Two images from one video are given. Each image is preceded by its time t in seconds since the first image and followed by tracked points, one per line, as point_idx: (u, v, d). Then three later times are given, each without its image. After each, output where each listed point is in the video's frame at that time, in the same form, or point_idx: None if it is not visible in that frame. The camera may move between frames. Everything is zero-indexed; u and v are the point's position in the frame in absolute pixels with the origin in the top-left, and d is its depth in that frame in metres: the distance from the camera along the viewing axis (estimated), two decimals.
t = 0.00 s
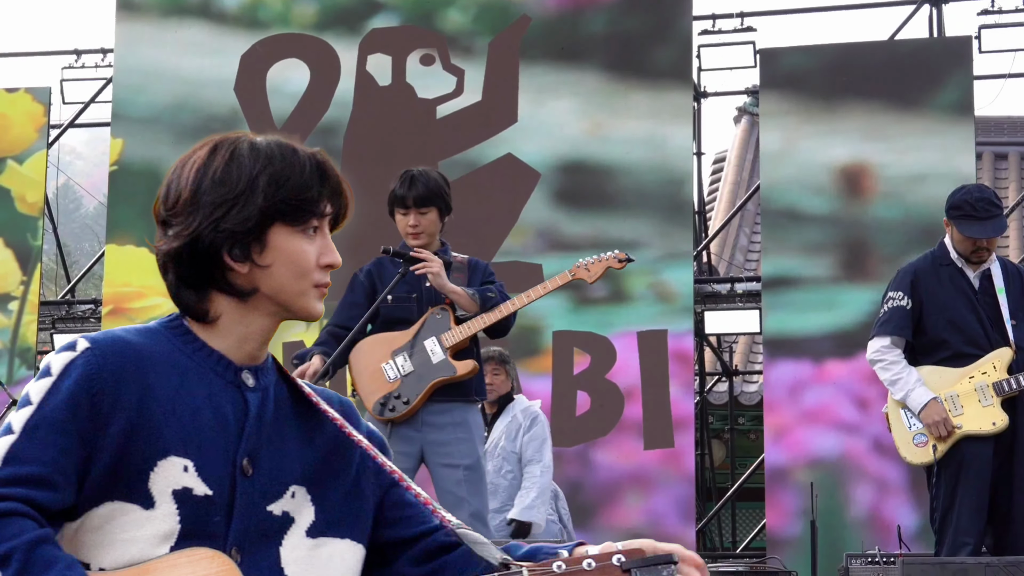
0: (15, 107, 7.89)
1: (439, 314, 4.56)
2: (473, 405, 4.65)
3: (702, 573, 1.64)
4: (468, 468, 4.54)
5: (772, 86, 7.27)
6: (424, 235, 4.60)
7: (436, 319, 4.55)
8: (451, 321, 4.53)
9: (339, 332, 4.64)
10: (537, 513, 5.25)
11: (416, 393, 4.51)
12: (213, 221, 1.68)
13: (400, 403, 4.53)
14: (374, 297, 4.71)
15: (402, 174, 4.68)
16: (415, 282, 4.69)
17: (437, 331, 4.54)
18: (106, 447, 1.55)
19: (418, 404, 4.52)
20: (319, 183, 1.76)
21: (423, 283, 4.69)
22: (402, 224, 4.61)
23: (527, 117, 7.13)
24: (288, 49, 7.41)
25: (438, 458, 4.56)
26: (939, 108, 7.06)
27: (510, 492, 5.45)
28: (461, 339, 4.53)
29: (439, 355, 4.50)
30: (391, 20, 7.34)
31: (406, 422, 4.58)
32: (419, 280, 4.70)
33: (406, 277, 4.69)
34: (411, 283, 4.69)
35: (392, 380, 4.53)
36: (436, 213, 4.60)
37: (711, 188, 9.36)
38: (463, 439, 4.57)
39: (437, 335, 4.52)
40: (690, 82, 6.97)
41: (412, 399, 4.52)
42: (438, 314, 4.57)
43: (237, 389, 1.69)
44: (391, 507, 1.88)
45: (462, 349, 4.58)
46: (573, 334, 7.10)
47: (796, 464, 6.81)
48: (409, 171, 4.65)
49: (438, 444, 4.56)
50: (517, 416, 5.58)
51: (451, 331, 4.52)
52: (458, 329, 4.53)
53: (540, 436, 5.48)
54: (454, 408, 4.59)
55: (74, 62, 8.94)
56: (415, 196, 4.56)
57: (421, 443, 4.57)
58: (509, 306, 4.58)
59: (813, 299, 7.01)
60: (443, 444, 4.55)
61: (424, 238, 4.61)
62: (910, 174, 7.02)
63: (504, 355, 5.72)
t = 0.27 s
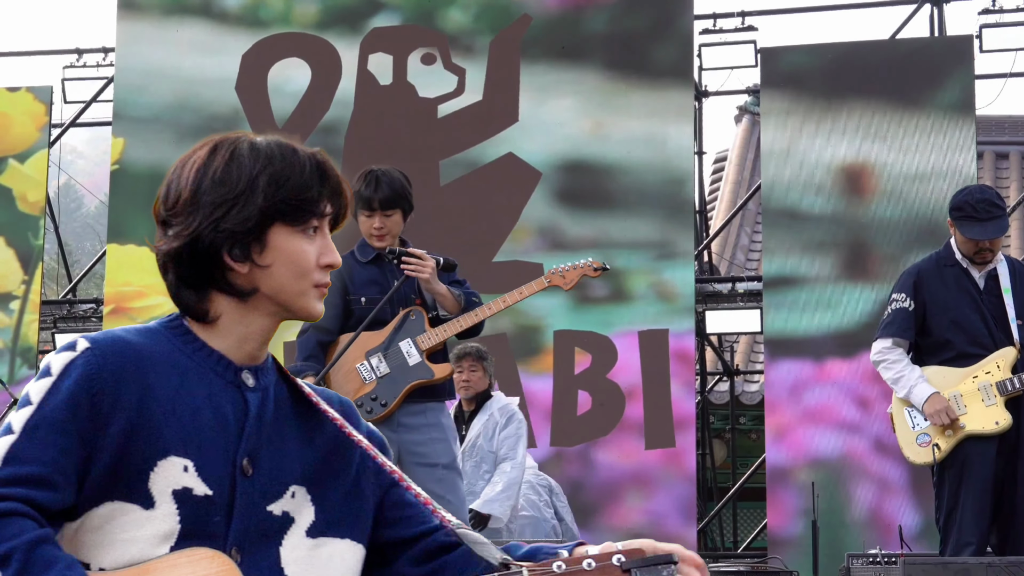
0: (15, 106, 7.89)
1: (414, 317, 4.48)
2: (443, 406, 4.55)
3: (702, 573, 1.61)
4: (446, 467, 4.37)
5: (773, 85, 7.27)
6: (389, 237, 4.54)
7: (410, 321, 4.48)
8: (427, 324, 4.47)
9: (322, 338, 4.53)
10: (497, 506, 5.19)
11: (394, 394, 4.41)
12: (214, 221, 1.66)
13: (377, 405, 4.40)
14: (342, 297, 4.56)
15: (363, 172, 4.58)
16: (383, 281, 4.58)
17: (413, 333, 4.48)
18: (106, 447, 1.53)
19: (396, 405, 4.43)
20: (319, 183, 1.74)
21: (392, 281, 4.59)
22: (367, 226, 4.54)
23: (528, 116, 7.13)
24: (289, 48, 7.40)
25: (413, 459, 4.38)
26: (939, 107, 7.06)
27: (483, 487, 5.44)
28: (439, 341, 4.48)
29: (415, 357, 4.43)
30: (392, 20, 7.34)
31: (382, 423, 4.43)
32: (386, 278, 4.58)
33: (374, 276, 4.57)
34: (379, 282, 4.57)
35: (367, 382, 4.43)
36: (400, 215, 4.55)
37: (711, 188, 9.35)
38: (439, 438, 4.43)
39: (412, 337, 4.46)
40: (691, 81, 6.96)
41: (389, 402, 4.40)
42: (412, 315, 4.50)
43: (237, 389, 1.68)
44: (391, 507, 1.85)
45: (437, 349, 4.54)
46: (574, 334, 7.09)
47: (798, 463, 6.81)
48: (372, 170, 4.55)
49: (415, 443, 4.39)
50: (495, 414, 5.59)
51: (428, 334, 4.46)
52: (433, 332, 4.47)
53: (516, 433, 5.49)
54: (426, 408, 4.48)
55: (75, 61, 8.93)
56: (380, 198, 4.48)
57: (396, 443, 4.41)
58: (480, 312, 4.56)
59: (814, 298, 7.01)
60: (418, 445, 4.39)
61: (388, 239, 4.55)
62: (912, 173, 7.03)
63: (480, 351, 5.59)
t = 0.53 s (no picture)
0: (20, 106, 7.91)
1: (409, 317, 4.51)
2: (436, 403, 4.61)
3: (702, 572, 1.66)
4: (444, 465, 4.47)
5: (777, 83, 7.25)
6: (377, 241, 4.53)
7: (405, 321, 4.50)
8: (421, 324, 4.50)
9: (314, 348, 4.48)
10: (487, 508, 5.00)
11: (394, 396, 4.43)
12: (213, 221, 1.69)
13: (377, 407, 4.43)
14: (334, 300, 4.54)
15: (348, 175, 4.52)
16: (374, 281, 4.57)
17: (408, 333, 4.50)
18: (106, 447, 1.56)
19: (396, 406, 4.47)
20: (319, 183, 1.77)
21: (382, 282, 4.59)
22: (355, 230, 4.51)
23: (531, 115, 7.13)
24: (294, 47, 7.41)
25: (412, 458, 4.47)
26: (944, 105, 7.03)
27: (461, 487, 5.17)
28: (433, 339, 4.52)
29: (413, 357, 4.45)
30: (396, 18, 7.34)
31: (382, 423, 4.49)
32: (377, 279, 4.58)
33: (365, 278, 4.56)
34: (371, 283, 4.57)
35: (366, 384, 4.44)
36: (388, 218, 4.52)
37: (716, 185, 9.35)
38: (435, 436, 4.51)
39: (408, 338, 4.48)
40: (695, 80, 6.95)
41: (390, 403, 4.43)
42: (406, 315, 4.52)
43: (236, 389, 1.70)
44: (390, 506, 1.88)
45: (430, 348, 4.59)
46: (577, 333, 7.08)
47: (803, 462, 6.81)
48: (358, 173, 4.49)
49: (413, 443, 4.47)
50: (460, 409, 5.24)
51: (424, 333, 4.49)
52: (426, 332, 4.49)
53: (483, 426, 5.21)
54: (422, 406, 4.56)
55: (79, 60, 8.94)
56: (370, 204, 4.43)
57: (395, 443, 4.48)
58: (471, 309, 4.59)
59: (819, 297, 7.01)
60: (416, 444, 4.47)
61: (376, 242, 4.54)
62: (918, 172, 6.99)
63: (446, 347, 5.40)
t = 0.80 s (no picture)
0: (96, 104, 7.75)
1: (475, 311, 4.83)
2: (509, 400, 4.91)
3: (701, 571, 1.85)
4: (517, 461, 4.79)
5: (852, 76, 7.17)
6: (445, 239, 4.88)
7: (472, 316, 4.82)
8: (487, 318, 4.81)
9: (380, 343, 4.85)
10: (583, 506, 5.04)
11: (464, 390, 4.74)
12: (214, 221, 1.84)
13: (446, 404, 4.73)
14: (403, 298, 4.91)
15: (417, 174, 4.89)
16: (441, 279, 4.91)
17: (474, 328, 4.80)
18: (106, 447, 1.72)
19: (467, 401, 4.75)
20: (319, 184, 1.92)
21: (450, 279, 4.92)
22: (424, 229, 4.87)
23: (602, 111, 7.08)
24: (364, 45, 7.41)
25: (486, 453, 4.79)
26: (1020, 99, 6.97)
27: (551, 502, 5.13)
28: (501, 334, 4.82)
29: (480, 353, 4.77)
30: (466, 16, 7.33)
31: (456, 419, 4.78)
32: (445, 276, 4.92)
33: (433, 275, 4.91)
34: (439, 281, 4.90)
35: (435, 381, 4.75)
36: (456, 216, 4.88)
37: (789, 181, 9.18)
38: (507, 433, 4.82)
39: (473, 333, 4.79)
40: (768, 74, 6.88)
41: (459, 400, 4.73)
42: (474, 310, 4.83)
43: (236, 389, 1.86)
44: (390, 507, 2.10)
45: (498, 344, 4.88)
46: (653, 329, 7.01)
47: (881, 459, 6.70)
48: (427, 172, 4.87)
49: (486, 439, 4.79)
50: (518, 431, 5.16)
51: (489, 328, 4.80)
52: (494, 327, 4.81)
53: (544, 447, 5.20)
54: (494, 405, 4.84)
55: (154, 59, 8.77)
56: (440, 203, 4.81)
57: (469, 439, 4.79)
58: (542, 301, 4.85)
59: (895, 292, 6.89)
60: (491, 440, 4.79)
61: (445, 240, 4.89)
62: (993, 166, 6.91)
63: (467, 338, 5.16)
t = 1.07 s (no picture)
0: (174, 103, 7.72)
1: (545, 308, 4.33)
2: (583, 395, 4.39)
3: (703, 573, 1.60)
4: (589, 457, 4.25)
5: (928, 72, 7.16)
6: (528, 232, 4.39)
7: (541, 312, 4.32)
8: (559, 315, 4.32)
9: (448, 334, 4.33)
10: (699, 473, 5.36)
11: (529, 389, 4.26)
12: (213, 221, 1.65)
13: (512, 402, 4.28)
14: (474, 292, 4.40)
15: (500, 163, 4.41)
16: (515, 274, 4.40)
17: (545, 326, 4.31)
18: (106, 447, 1.53)
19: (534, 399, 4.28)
20: (319, 184, 1.73)
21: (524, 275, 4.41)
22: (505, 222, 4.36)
23: (676, 107, 7.09)
24: (438, 42, 7.48)
25: (555, 450, 4.28)
26: None
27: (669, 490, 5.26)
28: (572, 333, 4.32)
29: (549, 351, 4.27)
30: (540, 11, 7.36)
31: (524, 414, 4.31)
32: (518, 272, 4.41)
33: (507, 270, 4.39)
34: (513, 275, 4.40)
35: (502, 378, 4.31)
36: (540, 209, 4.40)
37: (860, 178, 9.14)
38: (580, 428, 4.30)
39: (543, 330, 4.30)
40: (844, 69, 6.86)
41: (525, 398, 4.26)
42: (545, 308, 4.33)
43: (237, 389, 1.67)
44: (390, 507, 1.87)
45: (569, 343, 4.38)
46: (723, 326, 7.00)
47: (954, 456, 6.67)
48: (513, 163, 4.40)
49: (555, 434, 4.29)
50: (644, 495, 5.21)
51: (560, 327, 4.30)
52: (564, 325, 4.32)
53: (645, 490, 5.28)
54: (566, 400, 4.33)
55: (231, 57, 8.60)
56: (528, 193, 4.34)
57: (538, 433, 4.31)
58: (622, 298, 4.35)
59: (971, 288, 6.87)
60: (562, 435, 4.28)
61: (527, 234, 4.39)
62: None
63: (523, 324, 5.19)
